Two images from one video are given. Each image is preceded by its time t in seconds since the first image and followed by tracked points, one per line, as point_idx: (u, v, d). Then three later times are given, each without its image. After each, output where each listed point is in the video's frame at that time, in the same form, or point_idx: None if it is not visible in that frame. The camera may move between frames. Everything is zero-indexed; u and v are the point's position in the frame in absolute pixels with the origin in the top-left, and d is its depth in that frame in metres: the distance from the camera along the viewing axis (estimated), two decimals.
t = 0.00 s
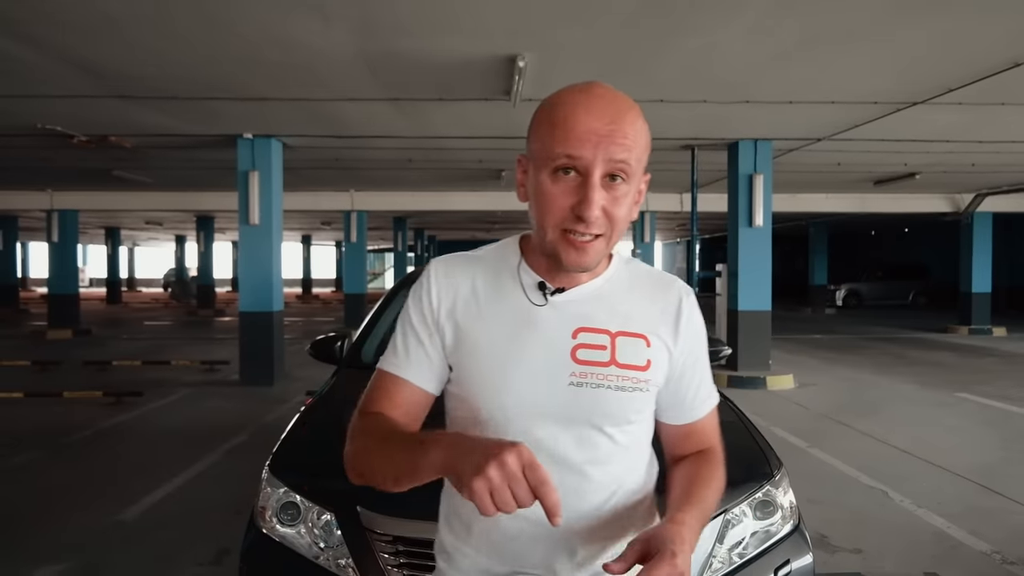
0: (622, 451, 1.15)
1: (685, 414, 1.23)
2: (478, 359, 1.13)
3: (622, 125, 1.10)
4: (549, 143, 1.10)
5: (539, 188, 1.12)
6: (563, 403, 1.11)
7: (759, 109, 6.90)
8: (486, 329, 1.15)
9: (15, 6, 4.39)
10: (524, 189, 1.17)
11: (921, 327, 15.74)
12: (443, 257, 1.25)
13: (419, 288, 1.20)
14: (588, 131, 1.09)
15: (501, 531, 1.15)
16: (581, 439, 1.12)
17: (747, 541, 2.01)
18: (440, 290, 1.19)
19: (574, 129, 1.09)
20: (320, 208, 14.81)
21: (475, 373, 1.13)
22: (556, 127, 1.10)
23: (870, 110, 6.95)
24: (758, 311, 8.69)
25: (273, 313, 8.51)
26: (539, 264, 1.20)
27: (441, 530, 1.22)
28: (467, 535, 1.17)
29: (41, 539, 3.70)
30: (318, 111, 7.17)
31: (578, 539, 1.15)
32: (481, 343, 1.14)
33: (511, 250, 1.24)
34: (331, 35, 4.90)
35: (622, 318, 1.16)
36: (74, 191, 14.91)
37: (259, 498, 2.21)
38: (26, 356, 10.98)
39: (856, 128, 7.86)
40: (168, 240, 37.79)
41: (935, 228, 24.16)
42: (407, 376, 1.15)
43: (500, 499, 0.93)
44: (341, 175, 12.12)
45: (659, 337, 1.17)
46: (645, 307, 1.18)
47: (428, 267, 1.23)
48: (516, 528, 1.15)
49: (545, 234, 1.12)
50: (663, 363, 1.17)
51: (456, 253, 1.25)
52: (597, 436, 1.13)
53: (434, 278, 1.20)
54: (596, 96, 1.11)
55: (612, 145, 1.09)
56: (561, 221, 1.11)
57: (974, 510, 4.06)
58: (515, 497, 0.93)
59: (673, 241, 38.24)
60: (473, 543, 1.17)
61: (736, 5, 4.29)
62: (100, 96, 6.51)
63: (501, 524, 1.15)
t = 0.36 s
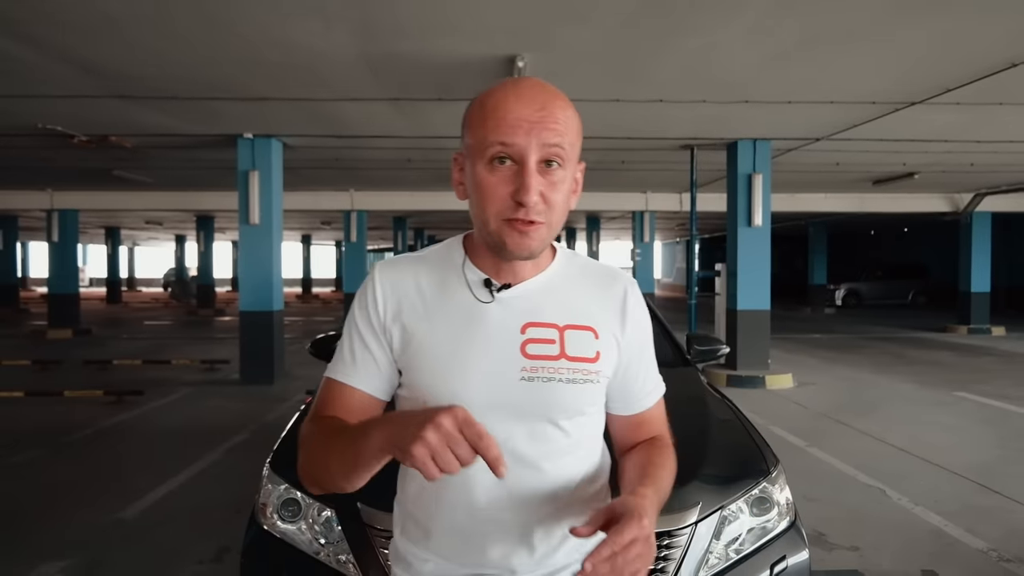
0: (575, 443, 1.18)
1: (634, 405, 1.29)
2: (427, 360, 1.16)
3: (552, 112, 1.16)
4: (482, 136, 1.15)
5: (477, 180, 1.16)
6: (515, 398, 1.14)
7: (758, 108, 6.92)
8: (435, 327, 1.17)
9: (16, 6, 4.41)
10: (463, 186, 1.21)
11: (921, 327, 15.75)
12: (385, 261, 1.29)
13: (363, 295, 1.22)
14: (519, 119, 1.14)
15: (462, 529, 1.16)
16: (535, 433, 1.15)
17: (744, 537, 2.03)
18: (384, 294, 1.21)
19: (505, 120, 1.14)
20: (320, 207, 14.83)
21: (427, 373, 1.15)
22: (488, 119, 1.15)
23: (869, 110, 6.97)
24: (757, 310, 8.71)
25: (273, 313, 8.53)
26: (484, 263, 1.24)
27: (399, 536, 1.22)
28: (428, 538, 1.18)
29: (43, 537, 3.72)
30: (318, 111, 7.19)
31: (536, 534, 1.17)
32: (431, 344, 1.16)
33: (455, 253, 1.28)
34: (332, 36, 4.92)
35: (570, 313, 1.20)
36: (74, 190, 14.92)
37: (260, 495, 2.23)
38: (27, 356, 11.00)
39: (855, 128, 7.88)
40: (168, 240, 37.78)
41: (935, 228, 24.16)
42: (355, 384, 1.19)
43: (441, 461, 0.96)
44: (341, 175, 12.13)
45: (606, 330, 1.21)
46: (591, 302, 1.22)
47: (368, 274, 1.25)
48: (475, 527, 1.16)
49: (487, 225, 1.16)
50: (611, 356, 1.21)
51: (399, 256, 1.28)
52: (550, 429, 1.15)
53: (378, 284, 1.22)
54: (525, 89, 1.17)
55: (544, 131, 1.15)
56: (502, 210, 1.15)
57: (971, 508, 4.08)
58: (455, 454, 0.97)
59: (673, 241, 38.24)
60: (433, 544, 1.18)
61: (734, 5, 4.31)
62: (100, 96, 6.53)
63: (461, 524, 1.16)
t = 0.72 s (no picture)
0: (550, 441, 1.19)
1: (608, 400, 1.31)
2: (398, 364, 1.18)
3: (504, 103, 1.21)
4: (440, 131, 1.20)
5: (437, 173, 1.20)
6: (489, 396, 1.16)
7: (758, 108, 6.93)
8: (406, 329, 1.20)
9: (15, 6, 4.42)
10: (425, 185, 1.25)
11: (920, 327, 15.76)
12: (355, 270, 1.32)
13: (333, 306, 1.25)
14: (474, 110, 1.19)
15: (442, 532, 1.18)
16: (510, 430, 1.16)
17: (741, 534, 2.04)
18: (353, 303, 1.24)
19: (459, 112, 1.19)
20: (320, 207, 14.84)
21: (400, 377, 1.17)
22: (445, 113, 1.20)
23: (867, 110, 6.99)
24: (756, 310, 8.73)
25: (273, 313, 8.54)
26: (451, 264, 1.27)
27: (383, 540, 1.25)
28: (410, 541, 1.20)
29: (44, 535, 3.74)
30: (318, 111, 7.20)
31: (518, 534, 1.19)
32: (402, 347, 1.19)
33: (424, 258, 1.31)
34: (332, 36, 4.93)
35: (539, 309, 1.22)
36: (74, 190, 14.93)
37: (260, 493, 2.25)
38: (28, 356, 11.02)
39: (854, 128, 7.90)
40: (168, 240, 37.78)
41: (934, 228, 24.18)
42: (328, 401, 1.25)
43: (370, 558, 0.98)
44: (341, 175, 12.15)
45: (576, 324, 1.23)
46: (560, 297, 1.24)
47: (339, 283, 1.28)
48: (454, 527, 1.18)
49: (450, 215, 1.20)
50: (583, 350, 1.23)
51: (368, 264, 1.31)
52: (525, 426, 1.17)
53: (348, 292, 1.25)
54: (479, 86, 1.22)
55: (498, 121, 1.20)
56: (463, 199, 1.19)
57: (968, 507, 4.09)
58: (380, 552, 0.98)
59: (673, 241, 38.26)
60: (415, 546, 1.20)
61: (734, 5, 4.32)
62: (100, 96, 6.53)
63: (440, 525, 1.18)
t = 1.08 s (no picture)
0: (542, 434, 1.20)
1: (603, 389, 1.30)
2: (389, 361, 1.21)
3: (482, 103, 1.23)
4: (422, 133, 1.23)
5: (421, 174, 1.23)
6: (480, 391, 1.18)
7: (757, 108, 6.95)
8: (399, 326, 1.23)
9: (15, 6, 4.43)
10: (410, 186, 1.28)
11: (920, 326, 15.77)
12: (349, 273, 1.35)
13: (328, 308, 1.29)
14: (453, 112, 1.21)
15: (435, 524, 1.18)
16: (500, 423, 1.17)
17: (738, 533, 2.06)
18: (348, 304, 1.28)
19: (440, 115, 1.22)
20: (320, 207, 14.85)
21: (393, 372, 1.20)
22: (426, 115, 1.23)
23: (867, 110, 6.99)
24: (755, 309, 8.74)
25: (273, 312, 8.55)
26: (439, 264, 1.30)
27: (380, 537, 1.25)
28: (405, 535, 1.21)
29: (44, 533, 3.75)
30: (318, 111, 7.21)
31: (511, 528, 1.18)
32: (394, 345, 1.21)
33: (414, 259, 1.33)
34: (331, 36, 4.94)
35: (527, 306, 1.24)
36: (75, 190, 14.94)
37: (259, 492, 2.26)
38: (28, 355, 11.03)
39: (854, 128, 7.91)
40: (169, 239, 37.83)
41: (934, 228, 24.19)
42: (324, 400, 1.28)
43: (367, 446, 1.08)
44: (340, 175, 12.16)
45: (565, 319, 1.25)
46: (548, 293, 1.27)
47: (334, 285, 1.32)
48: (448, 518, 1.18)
49: (435, 212, 1.23)
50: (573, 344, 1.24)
51: (361, 266, 1.34)
52: (515, 419, 1.18)
53: (341, 294, 1.29)
54: (459, 89, 1.24)
55: (477, 121, 1.22)
56: (447, 197, 1.22)
57: (966, 506, 4.10)
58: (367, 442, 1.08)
59: (673, 241, 38.29)
60: (411, 540, 1.21)
61: (732, 5, 4.33)
62: (100, 95, 6.54)
63: (434, 519, 1.18)
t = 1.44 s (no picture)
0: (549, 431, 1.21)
1: (610, 386, 1.29)
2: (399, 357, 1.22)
3: (493, 101, 1.24)
4: (434, 127, 1.24)
5: (431, 168, 1.24)
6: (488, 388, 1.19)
7: (757, 108, 6.95)
8: (408, 325, 1.24)
9: (16, 6, 4.44)
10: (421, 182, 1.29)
11: (920, 326, 15.76)
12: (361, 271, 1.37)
13: (339, 305, 1.31)
14: (465, 109, 1.23)
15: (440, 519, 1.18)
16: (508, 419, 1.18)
17: (737, 532, 2.06)
18: (360, 302, 1.29)
19: (452, 111, 1.23)
20: (320, 206, 14.85)
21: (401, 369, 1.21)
22: (438, 112, 1.24)
23: (867, 109, 6.99)
24: (754, 309, 8.74)
25: (273, 312, 8.55)
26: (449, 262, 1.31)
27: (388, 531, 1.25)
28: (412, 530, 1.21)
29: (44, 532, 3.76)
30: (318, 111, 7.22)
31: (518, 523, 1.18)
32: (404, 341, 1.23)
33: (424, 257, 1.34)
34: (332, 36, 4.95)
35: (534, 304, 1.25)
36: (75, 190, 14.95)
37: (258, 490, 2.26)
38: (28, 355, 11.04)
39: (854, 128, 7.91)
40: (169, 239, 37.83)
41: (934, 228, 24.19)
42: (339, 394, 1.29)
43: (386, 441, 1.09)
44: (341, 175, 12.17)
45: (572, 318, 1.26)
46: (555, 292, 1.28)
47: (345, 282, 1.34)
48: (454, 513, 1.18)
49: (444, 204, 1.23)
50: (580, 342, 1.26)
51: (371, 265, 1.36)
52: (522, 416, 1.19)
53: (351, 292, 1.30)
54: (471, 87, 1.26)
55: (489, 118, 1.23)
56: (458, 191, 1.22)
57: (965, 505, 4.10)
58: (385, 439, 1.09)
59: (673, 241, 38.30)
60: (419, 534, 1.21)
61: (731, 5, 4.33)
62: (101, 95, 6.55)
63: (442, 514, 1.19)
